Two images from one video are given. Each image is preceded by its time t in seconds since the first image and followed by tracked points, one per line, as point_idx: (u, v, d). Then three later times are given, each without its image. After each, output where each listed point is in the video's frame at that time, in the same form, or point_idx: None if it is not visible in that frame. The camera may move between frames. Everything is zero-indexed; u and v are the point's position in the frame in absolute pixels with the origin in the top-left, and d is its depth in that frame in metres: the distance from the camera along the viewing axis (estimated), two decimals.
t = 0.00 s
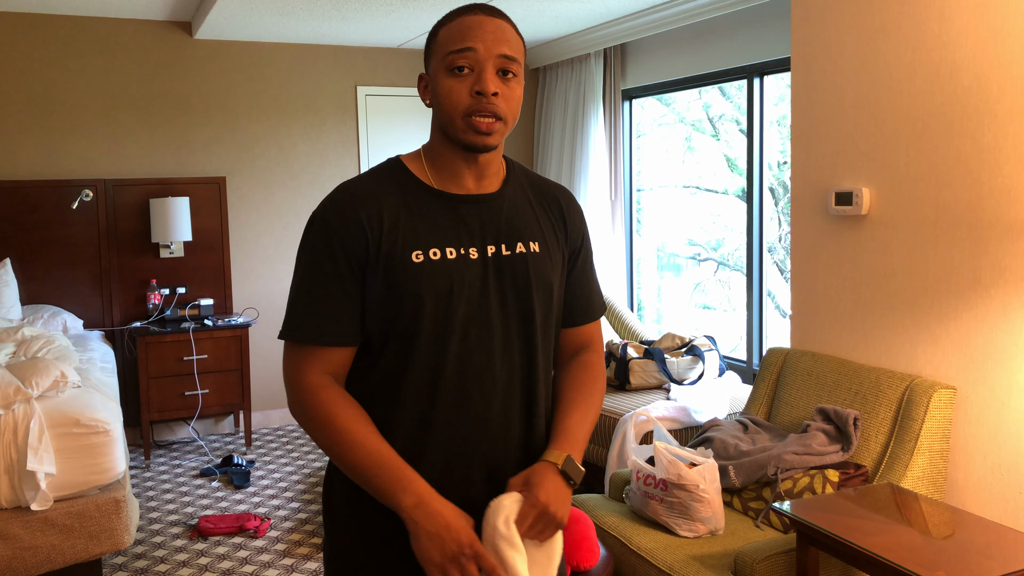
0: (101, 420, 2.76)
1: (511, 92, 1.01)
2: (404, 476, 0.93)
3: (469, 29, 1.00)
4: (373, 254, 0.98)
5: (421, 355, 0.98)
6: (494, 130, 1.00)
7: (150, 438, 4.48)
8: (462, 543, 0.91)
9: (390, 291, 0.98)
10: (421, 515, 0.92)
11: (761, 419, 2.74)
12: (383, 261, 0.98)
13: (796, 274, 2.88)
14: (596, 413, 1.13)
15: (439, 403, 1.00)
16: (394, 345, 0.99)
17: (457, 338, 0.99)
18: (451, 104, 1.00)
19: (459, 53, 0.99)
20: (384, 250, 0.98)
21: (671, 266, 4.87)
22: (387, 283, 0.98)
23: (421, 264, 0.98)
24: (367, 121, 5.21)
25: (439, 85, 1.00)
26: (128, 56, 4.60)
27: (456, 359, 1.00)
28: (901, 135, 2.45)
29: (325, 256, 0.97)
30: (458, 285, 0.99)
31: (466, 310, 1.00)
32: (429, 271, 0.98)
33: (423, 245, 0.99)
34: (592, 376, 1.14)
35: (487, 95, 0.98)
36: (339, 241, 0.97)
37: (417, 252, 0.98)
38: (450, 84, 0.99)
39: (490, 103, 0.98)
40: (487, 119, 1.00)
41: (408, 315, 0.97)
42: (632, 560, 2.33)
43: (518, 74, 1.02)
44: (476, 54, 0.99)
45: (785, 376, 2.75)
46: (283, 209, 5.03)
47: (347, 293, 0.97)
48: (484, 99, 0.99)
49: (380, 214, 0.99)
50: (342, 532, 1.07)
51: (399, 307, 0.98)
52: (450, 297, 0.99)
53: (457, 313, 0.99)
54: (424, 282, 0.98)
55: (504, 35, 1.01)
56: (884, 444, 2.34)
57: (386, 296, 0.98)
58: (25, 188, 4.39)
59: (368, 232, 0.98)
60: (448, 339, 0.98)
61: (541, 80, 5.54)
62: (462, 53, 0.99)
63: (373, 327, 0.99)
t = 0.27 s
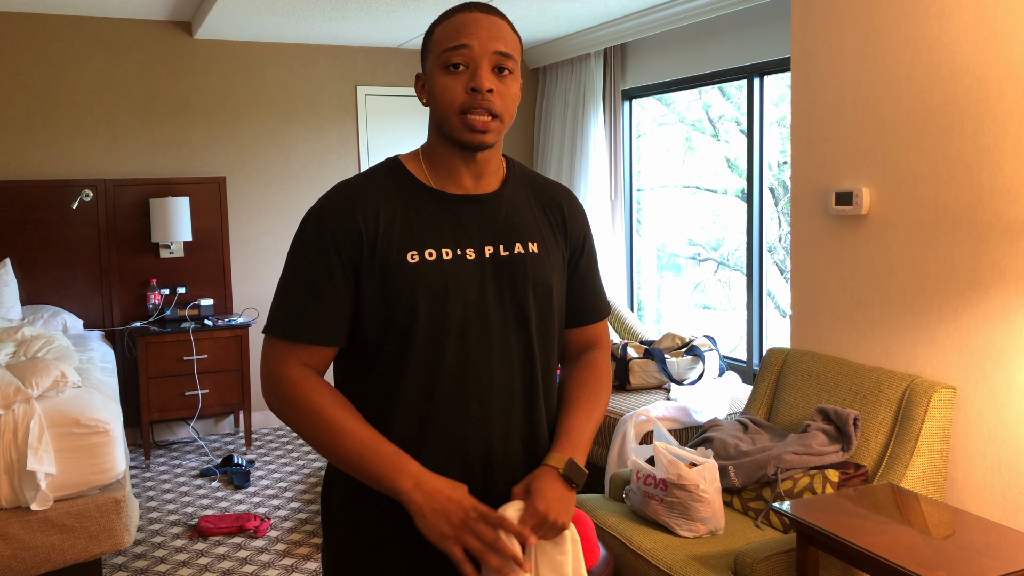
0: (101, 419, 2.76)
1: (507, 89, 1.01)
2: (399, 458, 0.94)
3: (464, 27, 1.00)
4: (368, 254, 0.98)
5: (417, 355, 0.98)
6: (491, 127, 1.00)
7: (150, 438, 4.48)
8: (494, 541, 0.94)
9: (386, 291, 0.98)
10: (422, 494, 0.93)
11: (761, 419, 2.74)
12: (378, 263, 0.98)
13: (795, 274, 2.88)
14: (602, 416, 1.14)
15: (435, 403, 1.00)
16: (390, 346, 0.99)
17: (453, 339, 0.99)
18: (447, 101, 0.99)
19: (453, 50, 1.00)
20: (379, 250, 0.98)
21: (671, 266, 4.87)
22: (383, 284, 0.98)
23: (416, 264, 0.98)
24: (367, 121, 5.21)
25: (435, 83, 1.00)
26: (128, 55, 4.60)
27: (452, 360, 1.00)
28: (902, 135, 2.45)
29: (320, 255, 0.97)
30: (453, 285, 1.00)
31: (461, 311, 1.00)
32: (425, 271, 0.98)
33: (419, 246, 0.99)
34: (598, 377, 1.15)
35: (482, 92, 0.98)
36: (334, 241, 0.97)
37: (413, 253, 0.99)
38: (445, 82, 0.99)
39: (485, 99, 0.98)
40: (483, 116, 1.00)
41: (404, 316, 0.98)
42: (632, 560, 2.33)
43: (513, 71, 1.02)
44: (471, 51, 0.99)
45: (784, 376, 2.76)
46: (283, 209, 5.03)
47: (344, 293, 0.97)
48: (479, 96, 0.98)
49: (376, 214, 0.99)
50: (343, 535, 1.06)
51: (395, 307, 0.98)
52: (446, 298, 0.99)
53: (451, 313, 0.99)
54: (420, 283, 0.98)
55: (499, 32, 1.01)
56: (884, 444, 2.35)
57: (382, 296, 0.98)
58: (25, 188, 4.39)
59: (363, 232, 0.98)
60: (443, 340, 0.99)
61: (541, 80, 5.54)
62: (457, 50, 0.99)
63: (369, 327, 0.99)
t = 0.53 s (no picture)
0: (101, 419, 2.76)
1: (504, 88, 1.01)
2: (411, 457, 0.95)
3: (461, 25, 1.00)
4: (366, 253, 0.98)
5: (415, 355, 0.98)
6: (490, 125, 1.00)
7: (150, 439, 4.48)
8: (494, 545, 0.94)
9: (384, 290, 0.98)
10: (437, 491, 0.94)
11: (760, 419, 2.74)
12: (376, 262, 0.98)
13: (795, 274, 2.88)
14: (601, 408, 1.13)
15: (433, 402, 1.00)
16: (389, 345, 0.99)
17: (452, 338, 0.99)
18: (446, 100, 0.99)
19: (451, 49, 0.99)
20: (378, 249, 0.98)
21: (671, 266, 4.87)
22: (381, 283, 0.98)
23: (414, 263, 0.98)
24: (367, 121, 5.21)
25: (432, 81, 1.00)
26: (128, 55, 4.60)
27: (449, 359, 0.99)
28: (902, 135, 2.45)
29: (319, 255, 0.97)
30: (451, 284, 0.99)
31: (460, 310, 1.00)
32: (423, 270, 0.98)
33: (416, 245, 0.99)
34: (599, 372, 1.15)
35: (480, 90, 0.98)
36: (332, 240, 0.97)
37: (411, 252, 0.98)
38: (443, 80, 0.99)
39: (484, 97, 0.98)
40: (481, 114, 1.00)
41: (402, 315, 0.98)
42: (632, 560, 2.33)
43: (511, 69, 1.02)
44: (468, 49, 0.99)
45: (784, 376, 2.75)
46: (283, 209, 5.03)
47: (343, 293, 0.97)
48: (477, 94, 0.98)
49: (374, 213, 0.99)
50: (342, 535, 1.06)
51: (393, 307, 0.98)
52: (444, 297, 0.99)
53: (450, 312, 0.99)
54: (417, 282, 0.98)
55: (496, 30, 1.01)
56: (884, 444, 2.35)
57: (380, 296, 0.98)
58: (24, 188, 4.39)
59: (361, 231, 0.98)
60: (441, 339, 0.98)
61: (541, 80, 5.54)
62: (455, 49, 0.99)
63: (368, 326, 0.99)
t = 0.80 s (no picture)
0: (101, 420, 2.76)
1: (511, 85, 1.00)
2: (413, 444, 0.93)
3: (470, 22, 0.99)
4: (367, 253, 0.98)
5: (417, 354, 0.98)
6: (499, 121, 0.99)
7: (150, 438, 4.48)
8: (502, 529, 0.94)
9: (385, 290, 0.98)
10: (443, 477, 0.92)
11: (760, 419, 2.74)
12: (376, 262, 0.98)
13: (795, 274, 2.88)
14: (613, 397, 1.12)
15: (435, 402, 1.00)
16: (391, 345, 0.99)
17: (453, 339, 0.99)
18: (454, 96, 0.98)
19: (459, 45, 0.98)
20: (378, 250, 0.98)
21: (671, 266, 4.87)
22: (382, 283, 0.98)
23: (415, 264, 0.98)
24: (367, 121, 5.21)
25: (440, 77, 0.99)
26: (128, 55, 4.60)
27: (451, 358, 1.00)
28: (902, 135, 2.45)
29: (318, 254, 0.96)
30: (453, 283, 0.99)
31: (461, 309, 1.00)
32: (425, 270, 0.98)
33: (417, 245, 0.99)
34: (608, 365, 1.13)
35: (490, 87, 0.98)
36: (332, 240, 0.97)
37: (412, 252, 0.98)
38: (452, 77, 0.98)
39: (494, 94, 0.97)
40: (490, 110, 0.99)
41: (403, 315, 0.98)
42: (632, 560, 2.33)
43: (518, 68, 1.01)
44: (478, 46, 0.98)
45: (784, 376, 2.76)
46: (283, 209, 5.03)
47: (344, 292, 0.97)
48: (487, 90, 0.98)
49: (375, 213, 0.99)
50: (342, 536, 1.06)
51: (394, 307, 0.98)
52: (446, 297, 0.99)
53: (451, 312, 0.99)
54: (419, 281, 0.98)
55: (505, 29, 1.01)
56: (884, 444, 2.35)
57: (381, 296, 0.98)
58: (24, 188, 4.39)
59: (362, 230, 0.98)
60: (443, 338, 0.98)
61: (541, 80, 5.54)
62: (464, 45, 0.98)
63: (369, 326, 0.99)
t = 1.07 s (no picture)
0: (101, 420, 2.76)
1: (528, 77, 0.99)
2: (401, 426, 0.90)
3: (487, 11, 0.98)
4: (375, 245, 0.98)
5: (426, 346, 0.98)
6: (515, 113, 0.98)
7: (150, 439, 4.48)
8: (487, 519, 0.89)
9: (393, 282, 0.98)
10: (430, 460, 0.89)
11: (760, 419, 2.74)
12: (385, 253, 0.98)
13: (795, 274, 2.88)
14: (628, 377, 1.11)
15: (444, 394, 0.99)
16: (399, 338, 0.99)
17: (464, 330, 0.99)
18: (470, 86, 0.97)
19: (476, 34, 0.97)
20: (387, 241, 0.98)
21: (671, 266, 4.87)
22: (390, 275, 0.98)
23: (424, 255, 0.98)
24: (367, 121, 5.21)
25: (455, 66, 0.97)
26: (128, 56, 4.60)
27: (461, 350, 1.00)
28: (902, 135, 2.45)
29: (324, 247, 0.96)
30: (462, 274, 1.00)
31: (471, 300, 1.00)
32: (433, 261, 0.98)
33: (426, 236, 0.99)
34: (622, 349, 1.12)
35: (507, 78, 0.97)
36: (340, 231, 0.96)
37: (421, 243, 0.99)
38: (468, 66, 0.97)
39: (512, 85, 0.96)
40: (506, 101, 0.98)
41: (412, 308, 0.98)
42: (632, 560, 2.33)
43: (532, 60, 1.01)
44: (495, 36, 0.97)
45: (785, 376, 2.75)
46: (283, 209, 5.03)
47: (351, 286, 0.97)
48: (504, 82, 0.97)
49: (383, 204, 0.99)
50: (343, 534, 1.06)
51: (403, 298, 0.98)
52: (455, 288, 0.99)
53: (461, 303, 0.99)
54: (428, 273, 0.98)
55: (520, 19, 1.00)
56: (884, 444, 2.35)
57: (389, 288, 0.98)
58: (24, 188, 4.40)
59: (369, 222, 0.97)
60: (453, 330, 0.98)
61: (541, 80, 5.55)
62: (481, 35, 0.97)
63: (376, 318, 0.99)
